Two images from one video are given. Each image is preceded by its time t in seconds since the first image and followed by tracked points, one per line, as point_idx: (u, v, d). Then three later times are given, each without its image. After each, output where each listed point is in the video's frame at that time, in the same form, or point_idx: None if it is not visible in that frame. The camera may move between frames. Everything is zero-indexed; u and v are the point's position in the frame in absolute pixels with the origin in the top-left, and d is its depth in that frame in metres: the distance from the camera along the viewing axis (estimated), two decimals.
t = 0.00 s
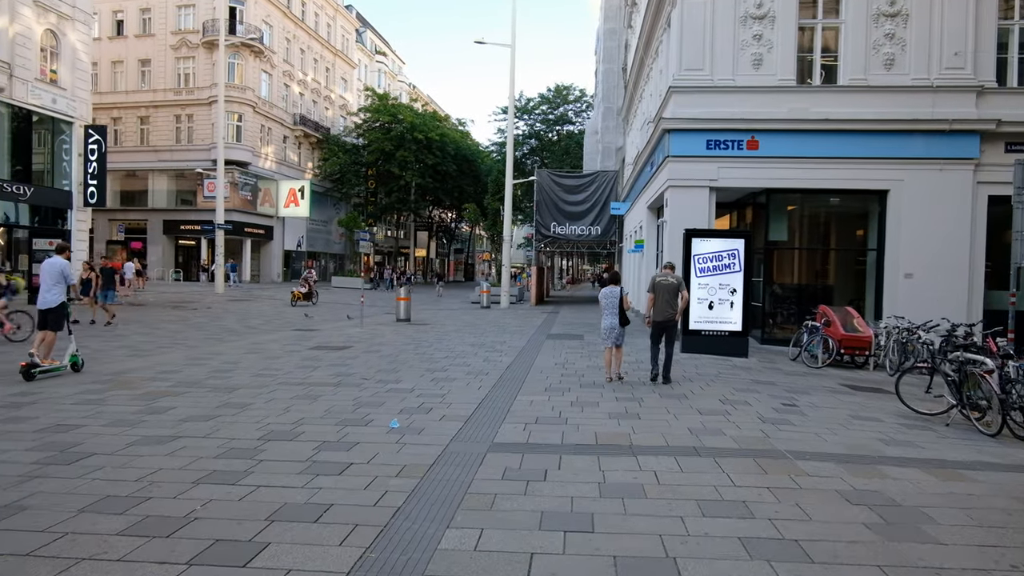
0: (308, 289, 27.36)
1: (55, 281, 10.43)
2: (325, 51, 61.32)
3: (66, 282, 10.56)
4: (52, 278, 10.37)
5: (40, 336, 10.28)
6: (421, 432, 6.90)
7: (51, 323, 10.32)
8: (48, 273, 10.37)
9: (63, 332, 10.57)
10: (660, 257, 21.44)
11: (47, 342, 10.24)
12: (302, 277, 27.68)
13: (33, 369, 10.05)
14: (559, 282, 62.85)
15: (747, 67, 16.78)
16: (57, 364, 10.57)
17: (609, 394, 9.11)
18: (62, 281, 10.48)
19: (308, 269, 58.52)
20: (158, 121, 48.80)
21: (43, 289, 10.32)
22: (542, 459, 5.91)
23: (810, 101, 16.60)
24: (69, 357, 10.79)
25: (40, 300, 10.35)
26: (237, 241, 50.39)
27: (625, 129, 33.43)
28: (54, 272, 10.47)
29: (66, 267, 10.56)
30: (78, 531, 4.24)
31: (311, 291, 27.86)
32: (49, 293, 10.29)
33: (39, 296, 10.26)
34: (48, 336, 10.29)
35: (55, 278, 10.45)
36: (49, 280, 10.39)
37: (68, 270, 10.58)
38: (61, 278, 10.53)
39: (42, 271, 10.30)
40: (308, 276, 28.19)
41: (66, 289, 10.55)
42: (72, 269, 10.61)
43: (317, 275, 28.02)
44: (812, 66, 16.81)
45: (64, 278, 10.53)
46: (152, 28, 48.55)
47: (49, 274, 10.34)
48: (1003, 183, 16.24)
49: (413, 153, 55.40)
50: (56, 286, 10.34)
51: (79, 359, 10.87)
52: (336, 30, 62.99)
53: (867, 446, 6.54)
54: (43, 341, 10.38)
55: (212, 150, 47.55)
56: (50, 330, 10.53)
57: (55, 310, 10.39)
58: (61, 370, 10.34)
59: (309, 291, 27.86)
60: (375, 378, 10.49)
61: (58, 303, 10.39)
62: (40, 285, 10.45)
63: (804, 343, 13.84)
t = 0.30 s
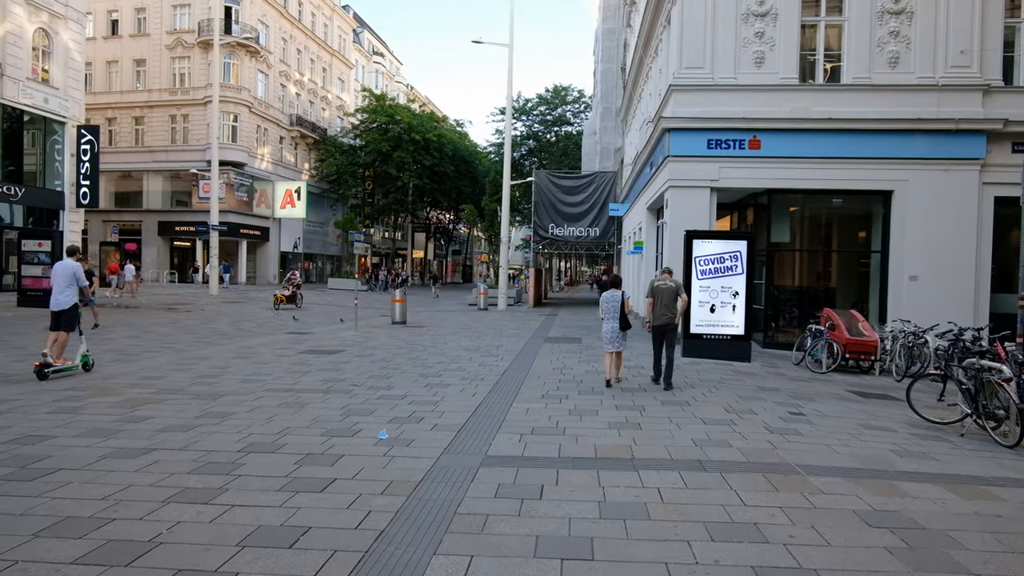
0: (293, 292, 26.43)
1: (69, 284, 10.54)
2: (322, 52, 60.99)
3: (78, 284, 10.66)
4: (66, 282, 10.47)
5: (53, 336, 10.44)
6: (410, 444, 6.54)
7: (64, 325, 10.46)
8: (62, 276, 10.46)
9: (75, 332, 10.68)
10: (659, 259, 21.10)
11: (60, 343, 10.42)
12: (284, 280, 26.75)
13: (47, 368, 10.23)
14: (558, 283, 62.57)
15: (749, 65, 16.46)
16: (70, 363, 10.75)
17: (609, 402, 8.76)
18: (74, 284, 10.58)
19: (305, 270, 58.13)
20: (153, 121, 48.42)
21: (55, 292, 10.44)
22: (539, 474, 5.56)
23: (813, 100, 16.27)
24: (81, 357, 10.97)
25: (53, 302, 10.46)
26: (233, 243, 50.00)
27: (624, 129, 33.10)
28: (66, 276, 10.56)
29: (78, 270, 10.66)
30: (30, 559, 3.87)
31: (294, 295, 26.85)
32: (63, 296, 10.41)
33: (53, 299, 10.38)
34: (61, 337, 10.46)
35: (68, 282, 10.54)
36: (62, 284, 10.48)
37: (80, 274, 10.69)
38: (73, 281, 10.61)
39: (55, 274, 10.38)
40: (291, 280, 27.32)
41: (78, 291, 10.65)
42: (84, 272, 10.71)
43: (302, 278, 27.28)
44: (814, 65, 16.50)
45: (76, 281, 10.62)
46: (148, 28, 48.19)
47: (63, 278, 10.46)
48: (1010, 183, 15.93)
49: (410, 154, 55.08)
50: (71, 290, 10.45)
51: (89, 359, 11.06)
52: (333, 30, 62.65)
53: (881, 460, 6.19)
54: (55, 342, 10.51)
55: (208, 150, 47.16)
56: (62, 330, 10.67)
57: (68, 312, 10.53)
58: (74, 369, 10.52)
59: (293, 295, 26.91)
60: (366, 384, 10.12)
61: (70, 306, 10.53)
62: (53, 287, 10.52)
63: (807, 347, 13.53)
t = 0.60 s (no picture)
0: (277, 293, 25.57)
1: (79, 283, 10.87)
2: (320, 51, 60.63)
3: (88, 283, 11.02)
4: (76, 281, 10.80)
5: (65, 334, 10.72)
6: (399, 453, 6.18)
7: (75, 323, 10.78)
8: (73, 276, 10.79)
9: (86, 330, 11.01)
10: (659, 258, 20.74)
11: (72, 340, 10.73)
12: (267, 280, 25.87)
13: (59, 365, 10.41)
14: (556, 283, 62.27)
15: (751, 60, 16.12)
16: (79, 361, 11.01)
17: (609, 406, 8.40)
18: (85, 283, 10.92)
19: (302, 271, 57.77)
20: (149, 121, 48.05)
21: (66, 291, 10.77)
22: (534, 486, 5.20)
23: (817, 95, 15.93)
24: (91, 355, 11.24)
25: (65, 300, 10.80)
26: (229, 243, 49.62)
27: (623, 128, 32.71)
28: (77, 275, 10.87)
29: (89, 270, 10.99)
30: None
31: (277, 296, 25.97)
32: (74, 295, 10.75)
33: (65, 298, 10.72)
34: (72, 335, 10.74)
35: (78, 281, 10.87)
36: (73, 283, 10.80)
37: (90, 273, 11.02)
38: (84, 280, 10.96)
39: (66, 274, 10.70)
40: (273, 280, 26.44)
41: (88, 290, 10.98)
42: (94, 271, 11.03)
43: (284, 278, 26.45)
44: (819, 59, 16.15)
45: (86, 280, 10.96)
46: (143, 27, 47.81)
47: (74, 278, 10.78)
48: (1017, 181, 15.60)
49: (408, 154, 54.74)
50: (81, 288, 10.80)
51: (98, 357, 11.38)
52: (330, 29, 62.31)
53: (899, 468, 5.84)
54: (68, 339, 10.83)
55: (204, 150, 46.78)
56: (73, 328, 10.96)
57: (80, 310, 10.87)
58: (85, 367, 10.76)
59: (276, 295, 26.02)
60: (357, 387, 9.77)
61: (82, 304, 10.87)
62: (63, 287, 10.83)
63: (812, 348, 13.16)
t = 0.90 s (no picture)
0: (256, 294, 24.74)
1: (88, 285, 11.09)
2: (317, 51, 60.26)
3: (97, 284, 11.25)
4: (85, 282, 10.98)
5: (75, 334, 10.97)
6: (384, 466, 5.80)
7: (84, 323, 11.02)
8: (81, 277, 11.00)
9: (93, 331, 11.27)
10: (659, 259, 20.38)
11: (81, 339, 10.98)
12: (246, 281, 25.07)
13: (70, 365, 10.72)
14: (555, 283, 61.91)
15: (753, 57, 15.76)
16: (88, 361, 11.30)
17: (608, 414, 8.04)
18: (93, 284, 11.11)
19: (299, 272, 57.38)
20: (144, 121, 47.67)
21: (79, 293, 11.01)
22: (527, 505, 4.83)
23: (821, 93, 15.57)
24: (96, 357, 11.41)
25: (74, 301, 11.03)
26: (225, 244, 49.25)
27: (622, 128, 32.36)
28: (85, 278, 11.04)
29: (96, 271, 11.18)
30: None
31: (258, 297, 25.14)
32: (83, 296, 10.97)
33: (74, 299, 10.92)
34: (81, 335, 10.98)
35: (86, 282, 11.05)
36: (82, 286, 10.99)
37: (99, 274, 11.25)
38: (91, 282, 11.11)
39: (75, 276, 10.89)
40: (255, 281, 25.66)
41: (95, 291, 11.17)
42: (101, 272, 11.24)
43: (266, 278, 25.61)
44: (823, 55, 15.79)
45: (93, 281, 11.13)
46: (138, 26, 47.42)
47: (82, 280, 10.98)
48: None
49: (406, 154, 54.38)
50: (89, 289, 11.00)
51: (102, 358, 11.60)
52: (327, 29, 61.93)
53: (918, 485, 5.48)
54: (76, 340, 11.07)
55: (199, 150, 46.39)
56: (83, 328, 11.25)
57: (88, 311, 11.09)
58: (93, 367, 11.04)
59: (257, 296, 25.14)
60: (346, 394, 9.39)
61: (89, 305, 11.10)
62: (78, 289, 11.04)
63: (817, 352, 12.74)
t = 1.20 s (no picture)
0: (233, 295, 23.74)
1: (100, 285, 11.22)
2: (315, 49, 59.90)
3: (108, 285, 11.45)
4: (98, 283, 11.09)
5: (86, 333, 11.15)
6: (372, 479, 5.42)
7: (96, 322, 11.18)
8: (94, 278, 11.09)
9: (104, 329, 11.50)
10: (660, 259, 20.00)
11: (93, 338, 11.19)
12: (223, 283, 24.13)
13: (81, 362, 10.98)
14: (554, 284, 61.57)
15: (757, 52, 15.39)
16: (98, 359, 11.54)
17: (610, 420, 7.66)
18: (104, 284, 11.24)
19: (296, 272, 56.98)
20: (141, 119, 47.28)
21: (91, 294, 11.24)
22: (524, 523, 4.46)
23: (827, 89, 15.21)
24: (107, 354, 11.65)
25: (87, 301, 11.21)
26: (222, 244, 48.91)
27: (622, 127, 32.00)
28: (98, 278, 11.16)
29: (108, 272, 11.29)
30: None
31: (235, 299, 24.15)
32: (96, 295, 11.08)
33: (86, 298, 11.04)
34: (92, 333, 11.16)
35: (98, 282, 11.16)
36: (95, 286, 11.11)
37: (111, 273, 11.38)
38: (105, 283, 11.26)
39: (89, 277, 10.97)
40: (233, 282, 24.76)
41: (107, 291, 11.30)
42: (114, 272, 11.37)
43: (243, 279, 24.58)
44: (829, 50, 15.42)
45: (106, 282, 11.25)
46: (134, 23, 47.02)
47: (95, 281, 11.11)
48: None
49: (404, 153, 54.03)
50: (102, 289, 11.14)
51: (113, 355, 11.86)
52: (325, 27, 61.58)
53: (944, 500, 5.11)
54: (89, 338, 11.28)
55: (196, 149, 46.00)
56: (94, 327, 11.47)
57: (100, 310, 11.25)
58: (103, 364, 11.29)
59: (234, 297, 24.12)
60: (337, 398, 9.02)
61: (102, 304, 11.25)
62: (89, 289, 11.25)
63: (823, 355, 12.41)
